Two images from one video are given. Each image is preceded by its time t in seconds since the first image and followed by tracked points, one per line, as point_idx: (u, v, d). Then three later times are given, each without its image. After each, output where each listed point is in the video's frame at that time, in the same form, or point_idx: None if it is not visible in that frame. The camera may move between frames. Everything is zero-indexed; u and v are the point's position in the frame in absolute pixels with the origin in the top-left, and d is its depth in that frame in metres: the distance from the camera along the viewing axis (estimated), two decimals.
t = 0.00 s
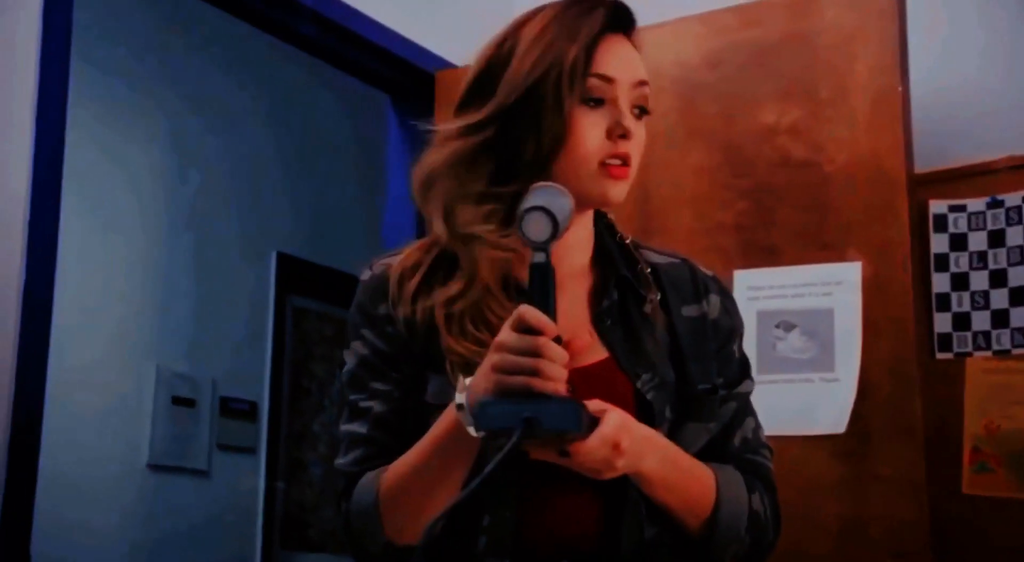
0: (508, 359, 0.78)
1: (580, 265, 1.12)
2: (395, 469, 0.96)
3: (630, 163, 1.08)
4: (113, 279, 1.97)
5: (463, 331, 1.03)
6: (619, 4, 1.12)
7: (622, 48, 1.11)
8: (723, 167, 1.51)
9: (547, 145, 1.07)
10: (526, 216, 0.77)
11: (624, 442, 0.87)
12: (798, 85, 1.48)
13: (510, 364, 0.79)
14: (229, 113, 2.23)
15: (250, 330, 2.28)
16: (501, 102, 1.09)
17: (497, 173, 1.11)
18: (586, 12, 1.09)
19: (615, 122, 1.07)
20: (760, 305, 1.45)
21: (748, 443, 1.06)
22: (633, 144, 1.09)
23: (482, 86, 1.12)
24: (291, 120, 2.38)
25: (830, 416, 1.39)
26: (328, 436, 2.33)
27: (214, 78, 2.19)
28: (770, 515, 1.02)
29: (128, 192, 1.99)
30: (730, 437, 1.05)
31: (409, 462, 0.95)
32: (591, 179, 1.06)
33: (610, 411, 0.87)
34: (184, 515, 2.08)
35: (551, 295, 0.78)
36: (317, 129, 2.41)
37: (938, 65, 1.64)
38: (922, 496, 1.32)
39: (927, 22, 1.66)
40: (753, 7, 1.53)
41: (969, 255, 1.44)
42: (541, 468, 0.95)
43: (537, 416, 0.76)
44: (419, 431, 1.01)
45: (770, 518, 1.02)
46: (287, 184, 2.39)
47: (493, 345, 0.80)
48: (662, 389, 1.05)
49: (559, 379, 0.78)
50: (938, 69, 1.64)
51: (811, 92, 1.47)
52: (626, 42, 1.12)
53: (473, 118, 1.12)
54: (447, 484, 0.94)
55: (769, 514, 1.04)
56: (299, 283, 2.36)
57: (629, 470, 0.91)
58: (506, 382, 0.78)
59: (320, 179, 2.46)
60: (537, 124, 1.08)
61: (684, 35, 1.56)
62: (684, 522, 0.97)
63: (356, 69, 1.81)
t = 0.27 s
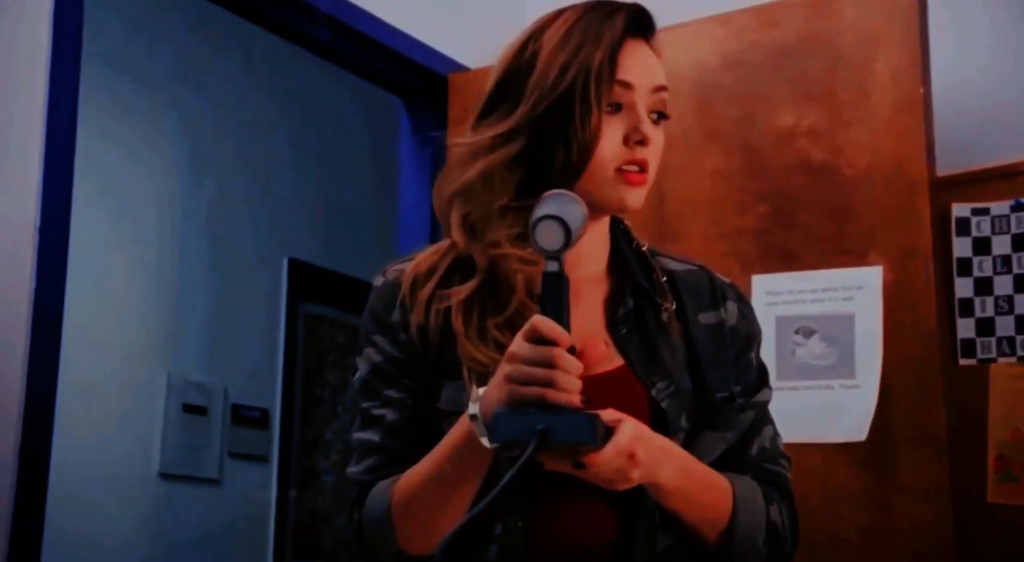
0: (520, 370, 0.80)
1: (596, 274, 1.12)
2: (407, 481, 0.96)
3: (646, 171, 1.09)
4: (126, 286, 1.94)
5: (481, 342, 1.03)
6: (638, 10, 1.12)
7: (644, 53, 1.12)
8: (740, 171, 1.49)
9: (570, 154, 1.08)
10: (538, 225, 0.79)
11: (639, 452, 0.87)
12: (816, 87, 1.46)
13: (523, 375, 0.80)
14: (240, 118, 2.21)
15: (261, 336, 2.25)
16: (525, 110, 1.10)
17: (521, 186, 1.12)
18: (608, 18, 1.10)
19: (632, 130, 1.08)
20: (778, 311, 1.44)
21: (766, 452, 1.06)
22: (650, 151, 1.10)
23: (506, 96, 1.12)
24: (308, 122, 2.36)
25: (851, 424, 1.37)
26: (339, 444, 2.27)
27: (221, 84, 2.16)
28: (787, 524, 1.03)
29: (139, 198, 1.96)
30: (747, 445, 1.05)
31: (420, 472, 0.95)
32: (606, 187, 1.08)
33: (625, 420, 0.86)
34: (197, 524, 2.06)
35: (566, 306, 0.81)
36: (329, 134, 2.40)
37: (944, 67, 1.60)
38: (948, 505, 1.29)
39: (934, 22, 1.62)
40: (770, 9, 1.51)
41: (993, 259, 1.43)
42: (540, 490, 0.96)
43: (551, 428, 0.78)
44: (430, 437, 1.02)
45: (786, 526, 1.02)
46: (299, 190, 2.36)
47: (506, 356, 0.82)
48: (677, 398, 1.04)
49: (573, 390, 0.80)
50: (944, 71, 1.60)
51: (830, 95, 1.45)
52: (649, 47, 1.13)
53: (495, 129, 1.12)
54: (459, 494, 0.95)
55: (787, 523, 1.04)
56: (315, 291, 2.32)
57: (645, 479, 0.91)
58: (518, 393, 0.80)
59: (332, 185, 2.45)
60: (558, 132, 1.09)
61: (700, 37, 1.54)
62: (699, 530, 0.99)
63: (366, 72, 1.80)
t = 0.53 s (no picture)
0: (520, 376, 0.83)
1: (605, 277, 1.14)
2: (412, 489, 1.01)
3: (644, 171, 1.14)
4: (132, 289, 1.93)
5: (485, 346, 1.08)
6: (634, 8, 1.16)
7: (642, 54, 1.16)
8: (752, 172, 1.48)
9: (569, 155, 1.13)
10: (537, 229, 0.80)
11: (643, 458, 0.91)
12: (829, 87, 1.44)
13: (523, 381, 0.83)
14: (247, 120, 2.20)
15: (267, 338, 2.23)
16: (523, 114, 1.15)
17: (518, 189, 1.17)
18: (604, 18, 1.14)
19: (632, 131, 1.13)
20: (791, 314, 1.42)
21: (781, 456, 1.07)
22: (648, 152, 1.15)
23: (505, 97, 1.17)
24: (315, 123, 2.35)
25: (865, 429, 1.35)
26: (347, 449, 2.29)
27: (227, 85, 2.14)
28: (801, 527, 1.05)
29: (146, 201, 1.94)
30: (759, 449, 1.07)
31: (425, 480, 1.00)
32: (608, 188, 1.13)
33: (629, 425, 0.91)
34: (204, 532, 2.04)
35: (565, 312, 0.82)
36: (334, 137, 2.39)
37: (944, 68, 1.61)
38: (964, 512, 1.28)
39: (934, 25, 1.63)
40: (782, 8, 1.49)
41: (1009, 262, 1.41)
42: (546, 491, 0.99)
43: (551, 433, 0.80)
44: (436, 442, 1.07)
45: (800, 530, 1.05)
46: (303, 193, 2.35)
47: (506, 361, 0.85)
48: (685, 401, 1.07)
49: (573, 395, 0.82)
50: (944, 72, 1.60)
51: (843, 95, 1.43)
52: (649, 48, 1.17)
53: (493, 134, 1.17)
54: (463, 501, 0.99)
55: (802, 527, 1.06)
56: (319, 293, 2.32)
57: (652, 484, 0.95)
58: (518, 399, 0.83)
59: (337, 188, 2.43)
60: (555, 134, 1.14)
61: (711, 36, 1.52)
62: (709, 535, 1.02)
63: (371, 72, 1.79)
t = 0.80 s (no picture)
0: (520, 375, 0.82)
1: (615, 280, 1.14)
2: (416, 492, 1.00)
3: (626, 165, 1.12)
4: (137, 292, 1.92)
5: (487, 348, 1.08)
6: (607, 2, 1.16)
7: (618, 46, 1.16)
8: (764, 175, 1.46)
9: (541, 157, 1.15)
10: (538, 226, 0.81)
11: (645, 458, 0.90)
12: (842, 89, 1.42)
13: (523, 380, 0.83)
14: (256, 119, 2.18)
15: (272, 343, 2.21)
16: (500, 118, 1.19)
17: (494, 193, 1.21)
18: (572, 16, 1.16)
19: (604, 125, 1.13)
20: (804, 318, 1.40)
21: (796, 462, 1.05)
22: (629, 144, 1.13)
23: (486, 107, 1.22)
24: (322, 124, 2.32)
25: (880, 435, 1.33)
26: (355, 455, 2.22)
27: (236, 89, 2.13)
28: (814, 535, 1.03)
29: (150, 204, 1.93)
30: (773, 456, 1.05)
31: (427, 483, 0.99)
32: (586, 184, 1.12)
33: (631, 425, 0.90)
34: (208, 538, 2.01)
35: (564, 313, 0.83)
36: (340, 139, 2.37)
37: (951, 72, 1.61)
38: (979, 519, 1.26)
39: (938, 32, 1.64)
40: (794, 9, 1.47)
41: None
42: (551, 502, 0.99)
43: (551, 433, 0.79)
44: (442, 444, 1.07)
45: (813, 538, 1.03)
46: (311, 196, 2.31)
47: (506, 361, 0.84)
48: (695, 407, 1.06)
49: (573, 394, 0.81)
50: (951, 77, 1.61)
51: (856, 97, 1.41)
52: (631, 41, 1.17)
53: (474, 143, 1.21)
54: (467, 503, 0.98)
55: (817, 535, 1.04)
56: (325, 297, 2.28)
57: (657, 486, 0.94)
58: (519, 398, 0.82)
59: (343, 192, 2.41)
60: (527, 136, 1.17)
61: (721, 38, 1.51)
62: (716, 537, 1.01)
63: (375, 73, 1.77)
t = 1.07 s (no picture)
0: (513, 370, 0.83)
1: (621, 281, 1.14)
2: (417, 496, 1.01)
3: (592, 164, 1.06)
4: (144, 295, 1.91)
5: (489, 351, 1.10)
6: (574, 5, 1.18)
7: (582, 45, 1.16)
8: (778, 178, 1.44)
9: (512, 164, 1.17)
10: (530, 218, 0.81)
11: (644, 454, 0.90)
12: (858, 92, 1.40)
13: (516, 376, 0.83)
14: (266, 120, 2.16)
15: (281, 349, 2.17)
16: (480, 130, 1.23)
17: (480, 202, 1.25)
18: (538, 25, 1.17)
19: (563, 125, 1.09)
20: (819, 323, 1.38)
21: (813, 467, 1.03)
22: (594, 144, 1.07)
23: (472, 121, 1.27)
24: (325, 126, 2.27)
25: (897, 442, 1.31)
26: (365, 463, 2.18)
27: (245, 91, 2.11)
28: (833, 545, 1.00)
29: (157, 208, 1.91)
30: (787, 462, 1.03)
31: (427, 487, 1.00)
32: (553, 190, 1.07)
33: (629, 421, 0.90)
34: (217, 548, 1.98)
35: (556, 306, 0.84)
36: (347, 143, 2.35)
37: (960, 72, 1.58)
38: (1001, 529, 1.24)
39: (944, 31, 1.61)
40: (807, 11, 1.45)
41: None
42: (552, 508, 1.00)
43: (542, 429, 0.79)
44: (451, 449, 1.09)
45: (833, 549, 1.00)
46: (320, 199, 2.27)
47: (499, 357, 0.85)
48: (706, 413, 1.05)
49: (567, 390, 0.83)
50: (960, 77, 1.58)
51: (872, 100, 1.39)
52: (603, 40, 1.16)
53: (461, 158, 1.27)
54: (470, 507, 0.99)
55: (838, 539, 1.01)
56: (333, 304, 2.23)
57: (659, 483, 0.94)
58: (513, 394, 0.83)
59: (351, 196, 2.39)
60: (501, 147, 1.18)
61: (734, 41, 1.49)
62: (728, 541, 0.99)
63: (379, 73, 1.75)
